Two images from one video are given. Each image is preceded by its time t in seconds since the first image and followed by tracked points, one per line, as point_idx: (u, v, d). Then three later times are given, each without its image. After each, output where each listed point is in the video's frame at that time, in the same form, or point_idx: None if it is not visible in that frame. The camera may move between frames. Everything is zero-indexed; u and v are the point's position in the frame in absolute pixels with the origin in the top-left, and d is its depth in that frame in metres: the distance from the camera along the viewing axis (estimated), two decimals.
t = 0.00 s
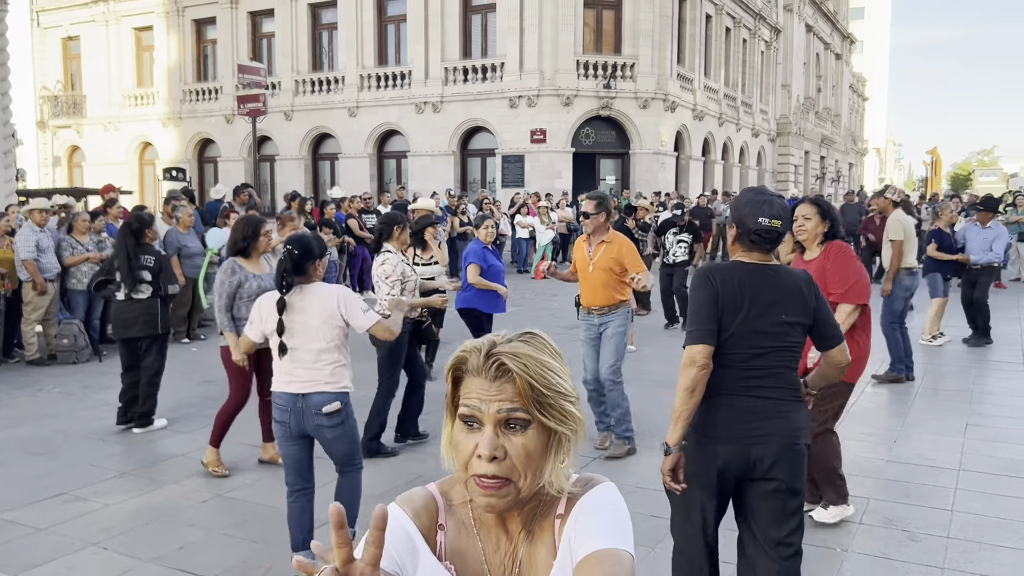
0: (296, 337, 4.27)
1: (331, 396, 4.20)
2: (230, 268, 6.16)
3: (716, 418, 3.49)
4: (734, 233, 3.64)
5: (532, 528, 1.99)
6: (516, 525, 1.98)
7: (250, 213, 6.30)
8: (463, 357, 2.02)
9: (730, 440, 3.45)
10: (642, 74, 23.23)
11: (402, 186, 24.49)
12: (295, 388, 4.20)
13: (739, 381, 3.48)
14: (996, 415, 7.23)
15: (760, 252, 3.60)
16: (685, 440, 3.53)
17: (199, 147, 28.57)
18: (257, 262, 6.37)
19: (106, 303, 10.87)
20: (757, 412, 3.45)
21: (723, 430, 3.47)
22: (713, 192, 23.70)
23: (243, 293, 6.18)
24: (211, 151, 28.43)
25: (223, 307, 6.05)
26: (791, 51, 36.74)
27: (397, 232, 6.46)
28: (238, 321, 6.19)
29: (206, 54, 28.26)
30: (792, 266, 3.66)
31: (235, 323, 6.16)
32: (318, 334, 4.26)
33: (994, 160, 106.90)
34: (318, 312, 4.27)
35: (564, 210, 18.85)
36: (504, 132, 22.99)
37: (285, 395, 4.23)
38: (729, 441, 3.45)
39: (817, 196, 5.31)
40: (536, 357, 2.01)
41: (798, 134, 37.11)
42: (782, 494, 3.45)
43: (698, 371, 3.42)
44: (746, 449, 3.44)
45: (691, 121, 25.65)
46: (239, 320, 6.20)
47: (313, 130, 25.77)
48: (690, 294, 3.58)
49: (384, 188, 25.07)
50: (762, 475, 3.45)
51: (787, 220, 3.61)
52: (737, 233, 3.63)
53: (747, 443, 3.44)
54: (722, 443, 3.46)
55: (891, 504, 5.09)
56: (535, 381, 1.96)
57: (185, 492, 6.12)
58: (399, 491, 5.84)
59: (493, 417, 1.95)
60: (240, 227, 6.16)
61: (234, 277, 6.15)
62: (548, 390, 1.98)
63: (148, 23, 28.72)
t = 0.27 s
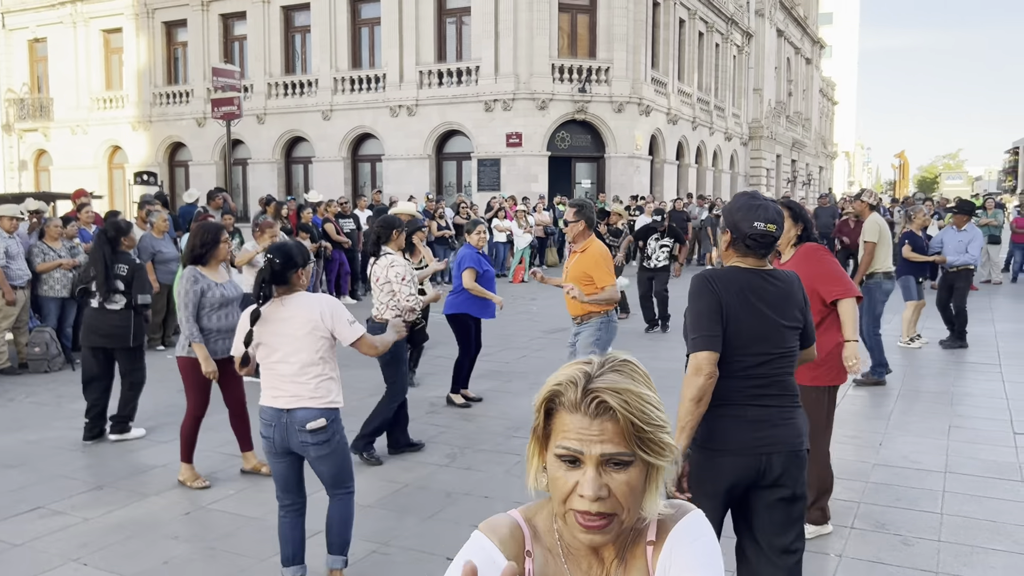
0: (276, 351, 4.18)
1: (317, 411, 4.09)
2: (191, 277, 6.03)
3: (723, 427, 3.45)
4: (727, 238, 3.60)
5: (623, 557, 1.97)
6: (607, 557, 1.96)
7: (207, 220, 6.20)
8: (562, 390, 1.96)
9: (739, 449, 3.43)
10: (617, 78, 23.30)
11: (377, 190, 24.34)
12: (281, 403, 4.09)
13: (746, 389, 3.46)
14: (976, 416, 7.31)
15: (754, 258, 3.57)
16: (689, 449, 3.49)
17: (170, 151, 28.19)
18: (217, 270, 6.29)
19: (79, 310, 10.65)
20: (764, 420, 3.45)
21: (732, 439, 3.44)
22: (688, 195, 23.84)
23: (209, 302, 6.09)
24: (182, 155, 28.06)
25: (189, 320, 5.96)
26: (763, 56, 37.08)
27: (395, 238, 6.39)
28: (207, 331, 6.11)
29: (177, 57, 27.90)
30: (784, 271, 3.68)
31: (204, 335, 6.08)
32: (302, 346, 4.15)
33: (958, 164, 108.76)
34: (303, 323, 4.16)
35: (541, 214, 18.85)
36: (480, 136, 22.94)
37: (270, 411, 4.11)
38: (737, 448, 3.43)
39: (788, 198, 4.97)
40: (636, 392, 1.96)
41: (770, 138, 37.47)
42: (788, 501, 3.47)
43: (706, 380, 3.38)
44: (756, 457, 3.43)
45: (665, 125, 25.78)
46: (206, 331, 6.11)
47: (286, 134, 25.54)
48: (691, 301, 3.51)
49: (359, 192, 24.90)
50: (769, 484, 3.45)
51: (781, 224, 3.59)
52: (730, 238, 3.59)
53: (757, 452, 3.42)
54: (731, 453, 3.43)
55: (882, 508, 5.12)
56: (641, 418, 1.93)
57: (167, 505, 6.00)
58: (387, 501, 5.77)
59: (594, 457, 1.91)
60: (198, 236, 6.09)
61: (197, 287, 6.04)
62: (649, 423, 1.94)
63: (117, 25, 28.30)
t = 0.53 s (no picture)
0: (280, 364, 4.05)
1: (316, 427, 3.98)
2: (160, 287, 5.93)
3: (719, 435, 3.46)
4: (708, 247, 3.62)
5: (780, 574, 1.85)
6: (766, 574, 1.83)
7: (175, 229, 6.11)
8: (726, 390, 1.83)
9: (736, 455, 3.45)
10: (588, 81, 23.36)
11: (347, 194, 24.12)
12: (279, 419, 3.97)
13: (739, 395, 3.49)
14: (956, 418, 7.41)
15: (736, 268, 3.60)
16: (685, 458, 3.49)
17: (135, 155, 27.68)
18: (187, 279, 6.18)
19: (48, 318, 10.39)
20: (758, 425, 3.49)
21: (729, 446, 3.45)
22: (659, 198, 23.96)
23: (179, 313, 5.96)
24: (148, 158, 27.58)
25: (153, 331, 5.85)
26: (730, 59, 37.42)
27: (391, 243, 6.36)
28: (171, 344, 5.96)
29: (142, 59, 27.42)
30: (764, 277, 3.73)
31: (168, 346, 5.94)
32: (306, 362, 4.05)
33: (918, 166, 110.76)
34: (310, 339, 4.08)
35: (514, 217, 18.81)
36: (451, 139, 22.85)
37: (267, 427, 3.97)
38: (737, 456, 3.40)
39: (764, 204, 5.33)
40: (806, 394, 1.84)
41: (738, 141, 37.84)
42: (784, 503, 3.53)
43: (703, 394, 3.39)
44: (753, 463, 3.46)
45: (635, 128, 25.90)
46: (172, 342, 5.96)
47: (254, 137, 25.21)
48: (680, 313, 3.52)
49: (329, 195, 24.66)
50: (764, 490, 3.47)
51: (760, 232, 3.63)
52: (711, 247, 3.61)
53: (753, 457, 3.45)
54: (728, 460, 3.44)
55: (873, 512, 5.16)
56: (812, 422, 1.82)
57: (149, 520, 5.85)
58: (377, 512, 5.68)
59: (770, 465, 1.77)
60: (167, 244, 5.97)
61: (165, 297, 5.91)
62: (819, 428, 1.83)
63: (79, 26, 27.75)
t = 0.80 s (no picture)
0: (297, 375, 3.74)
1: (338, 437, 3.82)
2: (140, 288, 5.81)
3: (695, 443, 3.34)
4: (668, 253, 3.53)
5: None
6: None
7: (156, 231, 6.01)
8: (947, 421, 1.66)
9: (714, 464, 3.33)
10: (558, 83, 23.40)
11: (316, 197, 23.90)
12: (302, 433, 3.71)
13: (713, 401, 3.38)
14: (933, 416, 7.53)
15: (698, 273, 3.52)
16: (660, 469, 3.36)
17: (98, 157, 27.15)
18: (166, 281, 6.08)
19: (14, 325, 10.12)
20: (735, 430, 3.38)
21: (706, 453, 3.33)
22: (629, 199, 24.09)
23: (160, 316, 5.84)
24: (111, 161, 27.06)
25: (133, 334, 5.69)
26: (696, 62, 37.77)
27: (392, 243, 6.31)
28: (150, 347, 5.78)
29: (104, 60, 26.91)
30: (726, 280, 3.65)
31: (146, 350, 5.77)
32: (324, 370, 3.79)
33: (878, 167, 112.83)
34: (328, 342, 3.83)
35: (487, 219, 18.78)
36: (422, 141, 22.76)
37: (288, 444, 3.70)
38: (708, 465, 3.33)
39: (731, 207, 5.21)
40: None
41: (705, 142, 38.20)
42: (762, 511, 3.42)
43: (680, 411, 3.27)
44: (731, 469, 3.34)
45: (605, 130, 26.02)
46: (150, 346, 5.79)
47: (221, 139, 24.87)
48: (648, 323, 3.39)
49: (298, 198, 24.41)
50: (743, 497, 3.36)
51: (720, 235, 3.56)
52: (671, 253, 3.53)
53: (731, 464, 3.33)
54: (706, 468, 3.32)
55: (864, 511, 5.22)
56: None
57: (130, 531, 5.72)
58: (367, 520, 5.62)
59: (1000, 505, 1.63)
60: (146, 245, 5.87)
61: (142, 298, 5.79)
62: None
63: (39, 26, 27.17)
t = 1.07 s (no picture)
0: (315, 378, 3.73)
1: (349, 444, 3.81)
2: (120, 297, 5.72)
3: (693, 435, 3.25)
4: (656, 247, 3.46)
5: None
6: None
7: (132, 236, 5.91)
8: None
9: (711, 455, 3.24)
10: (529, 84, 23.50)
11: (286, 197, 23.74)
12: (315, 437, 3.69)
13: (707, 391, 3.29)
14: (908, 409, 7.74)
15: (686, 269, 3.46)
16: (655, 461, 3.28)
17: (61, 158, 26.68)
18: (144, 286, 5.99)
19: None
20: (731, 419, 3.31)
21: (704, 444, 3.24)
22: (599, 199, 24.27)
23: (143, 323, 5.81)
24: (74, 161, 26.61)
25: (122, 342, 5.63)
26: (663, 62, 38.14)
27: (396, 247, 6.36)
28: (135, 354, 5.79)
29: (67, 59, 26.43)
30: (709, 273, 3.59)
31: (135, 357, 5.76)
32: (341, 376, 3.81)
33: (838, 167, 114.78)
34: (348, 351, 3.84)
35: (460, 219, 18.81)
36: (392, 141, 22.71)
37: (303, 449, 3.67)
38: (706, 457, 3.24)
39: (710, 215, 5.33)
40: None
41: (672, 142, 38.59)
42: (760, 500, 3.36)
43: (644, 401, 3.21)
44: (729, 460, 3.27)
45: (574, 130, 26.17)
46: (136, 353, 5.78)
47: (188, 139, 24.59)
48: (635, 318, 3.29)
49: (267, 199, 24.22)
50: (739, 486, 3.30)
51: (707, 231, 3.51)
52: (659, 247, 3.46)
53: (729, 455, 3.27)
54: (705, 459, 3.24)
55: (849, 503, 5.36)
56: None
57: (120, 536, 5.67)
58: (361, 520, 5.64)
59: None
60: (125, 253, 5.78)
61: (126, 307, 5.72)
62: None
63: None
